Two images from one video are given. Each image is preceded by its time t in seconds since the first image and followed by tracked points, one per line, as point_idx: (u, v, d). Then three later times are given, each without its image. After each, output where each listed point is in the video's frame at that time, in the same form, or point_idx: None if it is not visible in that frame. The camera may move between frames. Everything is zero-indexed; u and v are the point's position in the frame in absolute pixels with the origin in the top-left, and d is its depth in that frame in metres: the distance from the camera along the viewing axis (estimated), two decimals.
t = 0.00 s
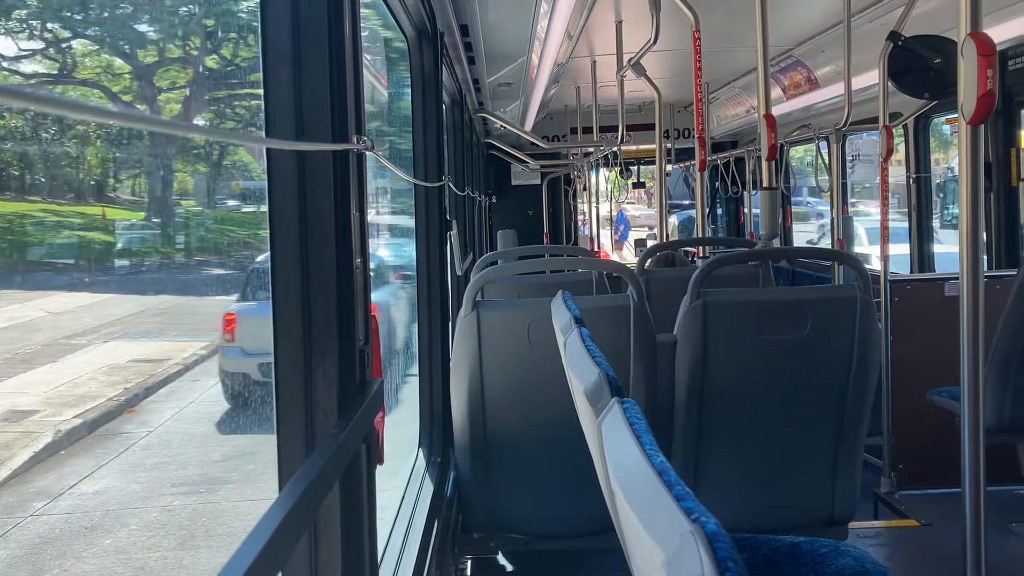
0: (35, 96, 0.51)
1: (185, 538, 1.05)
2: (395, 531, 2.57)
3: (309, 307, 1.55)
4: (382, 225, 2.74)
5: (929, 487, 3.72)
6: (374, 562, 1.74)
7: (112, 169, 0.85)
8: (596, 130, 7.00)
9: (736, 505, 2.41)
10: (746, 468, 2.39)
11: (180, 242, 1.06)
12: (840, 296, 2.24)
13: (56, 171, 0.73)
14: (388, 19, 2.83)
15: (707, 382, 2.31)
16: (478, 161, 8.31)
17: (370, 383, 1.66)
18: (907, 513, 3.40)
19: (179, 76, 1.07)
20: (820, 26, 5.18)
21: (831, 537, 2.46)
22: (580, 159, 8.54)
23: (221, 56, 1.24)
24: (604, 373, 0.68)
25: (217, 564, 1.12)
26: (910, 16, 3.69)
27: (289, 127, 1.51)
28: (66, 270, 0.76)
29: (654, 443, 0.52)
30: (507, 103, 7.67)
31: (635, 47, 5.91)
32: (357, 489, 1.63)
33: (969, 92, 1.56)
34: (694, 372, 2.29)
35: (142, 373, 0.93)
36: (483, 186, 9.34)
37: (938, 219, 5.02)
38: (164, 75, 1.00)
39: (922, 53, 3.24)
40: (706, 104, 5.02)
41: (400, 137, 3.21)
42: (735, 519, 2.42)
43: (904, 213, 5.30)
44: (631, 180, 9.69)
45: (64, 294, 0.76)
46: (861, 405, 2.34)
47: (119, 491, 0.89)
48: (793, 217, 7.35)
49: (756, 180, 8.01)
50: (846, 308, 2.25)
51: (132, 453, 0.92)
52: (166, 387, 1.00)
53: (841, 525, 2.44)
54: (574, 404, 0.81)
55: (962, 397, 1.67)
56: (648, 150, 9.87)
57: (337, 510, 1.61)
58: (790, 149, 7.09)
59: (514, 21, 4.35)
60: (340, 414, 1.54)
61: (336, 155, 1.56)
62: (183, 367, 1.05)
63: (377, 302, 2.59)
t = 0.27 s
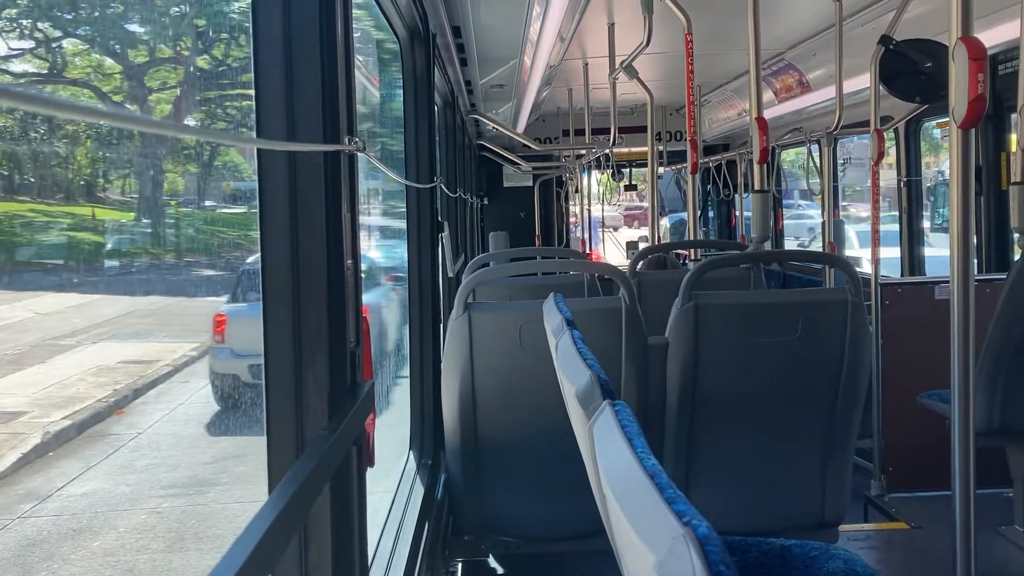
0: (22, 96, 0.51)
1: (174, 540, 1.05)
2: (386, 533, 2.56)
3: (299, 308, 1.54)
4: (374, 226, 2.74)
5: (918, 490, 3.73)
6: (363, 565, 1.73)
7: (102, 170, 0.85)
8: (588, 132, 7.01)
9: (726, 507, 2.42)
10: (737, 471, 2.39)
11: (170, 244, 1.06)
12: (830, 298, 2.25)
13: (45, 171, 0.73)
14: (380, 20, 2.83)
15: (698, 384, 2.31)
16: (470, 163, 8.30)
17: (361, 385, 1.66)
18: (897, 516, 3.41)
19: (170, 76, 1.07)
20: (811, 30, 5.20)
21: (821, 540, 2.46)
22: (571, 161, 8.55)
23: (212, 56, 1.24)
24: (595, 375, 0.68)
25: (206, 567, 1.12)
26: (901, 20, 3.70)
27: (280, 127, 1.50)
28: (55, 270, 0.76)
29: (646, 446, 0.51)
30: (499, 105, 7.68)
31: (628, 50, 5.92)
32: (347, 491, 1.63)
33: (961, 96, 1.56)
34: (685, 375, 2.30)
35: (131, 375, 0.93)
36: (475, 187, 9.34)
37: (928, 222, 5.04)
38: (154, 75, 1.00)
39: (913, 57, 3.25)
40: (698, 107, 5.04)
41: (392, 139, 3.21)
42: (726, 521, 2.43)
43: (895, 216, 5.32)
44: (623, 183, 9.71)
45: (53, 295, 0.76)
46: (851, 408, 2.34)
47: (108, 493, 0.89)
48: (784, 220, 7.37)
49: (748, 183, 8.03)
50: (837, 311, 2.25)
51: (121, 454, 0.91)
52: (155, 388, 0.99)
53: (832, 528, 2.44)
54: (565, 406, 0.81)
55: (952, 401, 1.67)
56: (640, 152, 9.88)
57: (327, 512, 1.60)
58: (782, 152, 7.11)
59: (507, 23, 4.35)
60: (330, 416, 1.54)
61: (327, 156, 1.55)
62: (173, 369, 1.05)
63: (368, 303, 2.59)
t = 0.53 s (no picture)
0: (15, 97, 0.51)
1: (168, 542, 1.05)
2: (380, 534, 2.56)
3: (294, 309, 1.54)
4: (369, 228, 2.74)
5: (912, 492, 3.74)
6: (357, 567, 1.73)
7: (97, 171, 0.85)
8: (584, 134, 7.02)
9: (721, 509, 2.42)
10: (731, 473, 2.39)
11: (165, 244, 1.05)
12: (824, 301, 2.26)
13: (40, 172, 0.73)
14: (376, 21, 2.82)
15: (693, 387, 2.31)
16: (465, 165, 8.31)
17: (356, 387, 1.65)
18: (891, 518, 3.42)
19: (165, 77, 1.07)
20: (806, 33, 5.21)
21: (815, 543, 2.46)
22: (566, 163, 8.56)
23: (208, 57, 1.24)
24: (590, 378, 0.68)
25: (200, 568, 1.11)
26: (895, 24, 3.71)
27: (276, 129, 1.50)
28: (50, 271, 0.76)
29: (641, 449, 0.52)
30: (494, 107, 7.68)
31: (623, 52, 5.93)
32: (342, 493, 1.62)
33: (954, 100, 1.57)
34: (680, 377, 2.30)
35: (126, 376, 0.93)
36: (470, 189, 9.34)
37: (922, 225, 5.05)
38: (150, 75, 1.00)
39: (907, 61, 3.26)
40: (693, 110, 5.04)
41: (387, 140, 3.21)
42: (721, 524, 2.43)
43: (889, 219, 5.33)
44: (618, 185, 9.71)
45: (47, 296, 0.76)
46: (845, 410, 2.35)
47: (102, 494, 0.89)
48: (778, 223, 7.38)
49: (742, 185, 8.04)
50: (830, 313, 2.26)
51: (116, 456, 0.91)
52: (150, 389, 0.99)
53: (825, 530, 2.44)
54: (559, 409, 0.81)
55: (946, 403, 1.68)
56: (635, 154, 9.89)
57: (321, 515, 1.59)
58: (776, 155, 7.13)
59: (502, 25, 4.35)
60: (325, 418, 1.53)
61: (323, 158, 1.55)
62: (167, 370, 1.05)
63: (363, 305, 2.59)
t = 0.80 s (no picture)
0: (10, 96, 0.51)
1: (161, 544, 1.04)
2: (374, 536, 2.56)
3: (289, 310, 1.54)
4: (365, 229, 2.74)
5: (907, 494, 3.75)
6: (352, 568, 1.73)
7: (91, 171, 0.84)
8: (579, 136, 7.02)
9: (715, 511, 2.42)
10: (726, 476, 2.39)
11: (160, 245, 1.05)
12: (818, 303, 2.26)
13: (34, 173, 0.73)
14: (371, 23, 2.82)
15: (688, 389, 2.31)
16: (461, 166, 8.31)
17: (351, 389, 1.65)
18: (885, 521, 3.42)
19: (160, 77, 1.06)
20: (801, 36, 5.22)
21: (809, 545, 2.47)
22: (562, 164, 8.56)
23: (203, 57, 1.23)
24: (585, 380, 0.68)
25: (194, 570, 1.11)
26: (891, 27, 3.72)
27: (272, 130, 1.50)
28: (44, 272, 0.76)
29: (636, 451, 0.52)
30: (490, 109, 7.68)
31: (618, 55, 5.93)
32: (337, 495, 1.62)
33: (948, 104, 1.58)
34: (674, 379, 2.30)
35: (119, 377, 0.92)
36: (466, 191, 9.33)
37: (917, 228, 5.07)
38: (145, 76, 1.00)
39: (902, 64, 3.27)
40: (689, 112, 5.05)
41: (383, 142, 3.20)
42: (716, 526, 2.43)
43: (883, 222, 5.34)
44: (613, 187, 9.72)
45: (41, 297, 0.75)
46: (839, 413, 2.35)
47: (95, 495, 0.89)
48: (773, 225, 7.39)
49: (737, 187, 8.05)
50: (824, 315, 2.26)
51: (109, 457, 0.91)
52: (144, 390, 0.99)
53: (819, 532, 2.45)
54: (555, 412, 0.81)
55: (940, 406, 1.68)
56: (631, 156, 9.90)
57: (316, 517, 1.59)
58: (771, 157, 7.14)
59: (498, 27, 4.35)
60: (320, 419, 1.53)
61: (319, 160, 1.55)
62: (161, 371, 1.04)
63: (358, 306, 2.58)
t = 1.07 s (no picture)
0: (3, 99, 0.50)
1: (157, 545, 1.04)
2: (370, 537, 2.56)
3: (285, 312, 1.54)
4: (361, 230, 2.75)
5: (902, 496, 3.75)
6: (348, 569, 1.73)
7: (86, 172, 0.84)
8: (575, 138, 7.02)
9: (711, 513, 2.42)
10: (722, 477, 2.39)
11: (155, 246, 1.05)
12: (813, 304, 2.26)
13: (29, 173, 0.72)
14: (368, 24, 2.82)
15: (683, 391, 2.32)
16: (457, 168, 8.31)
17: (347, 390, 1.65)
18: (880, 522, 3.43)
19: (156, 78, 1.06)
20: (797, 38, 5.23)
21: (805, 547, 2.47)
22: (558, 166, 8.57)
23: (199, 58, 1.23)
24: (581, 381, 0.68)
25: (189, 571, 1.11)
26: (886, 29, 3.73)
27: (268, 131, 1.50)
28: (39, 272, 0.76)
29: (632, 452, 0.52)
30: (486, 111, 7.69)
31: (614, 56, 5.93)
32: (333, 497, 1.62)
33: (943, 106, 1.58)
34: (670, 381, 2.30)
35: (115, 378, 0.92)
36: (462, 192, 9.33)
37: (912, 230, 5.08)
38: (141, 77, 1.00)
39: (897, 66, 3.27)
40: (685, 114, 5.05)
41: (379, 143, 3.20)
42: (711, 528, 2.43)
43: (879, 224, 5.36)
44: (609, 189, 9.73)
45: (36, 298, 0.75)
46: (835, 414, 2.35)
47: (90, 497, 0.89)
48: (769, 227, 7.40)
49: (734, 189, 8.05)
50: (819, 317, 2.26)
51: (105, 458, 0.91)
52: (139, 391, 0.99)
53: (815, 534, 2.45)
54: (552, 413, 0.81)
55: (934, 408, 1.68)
56: (627, 158, 9.91)
57: (312, 518, 1.59)
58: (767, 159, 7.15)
59: (495, 28, 4.35)
60: (316, 421, 1.52)
61: (315, 162, 1.55)
62: (157, 372, 1.04)
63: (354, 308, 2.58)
